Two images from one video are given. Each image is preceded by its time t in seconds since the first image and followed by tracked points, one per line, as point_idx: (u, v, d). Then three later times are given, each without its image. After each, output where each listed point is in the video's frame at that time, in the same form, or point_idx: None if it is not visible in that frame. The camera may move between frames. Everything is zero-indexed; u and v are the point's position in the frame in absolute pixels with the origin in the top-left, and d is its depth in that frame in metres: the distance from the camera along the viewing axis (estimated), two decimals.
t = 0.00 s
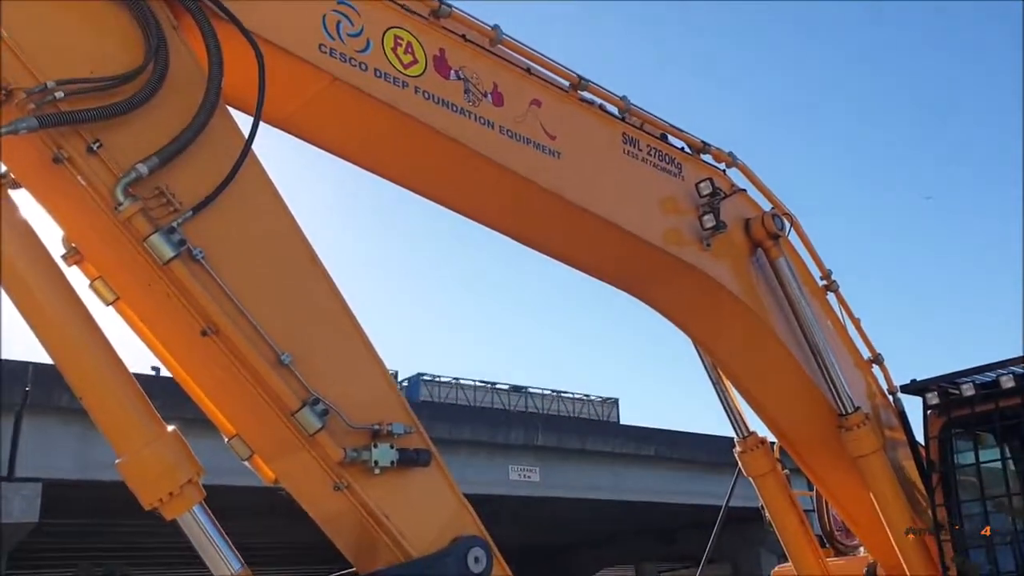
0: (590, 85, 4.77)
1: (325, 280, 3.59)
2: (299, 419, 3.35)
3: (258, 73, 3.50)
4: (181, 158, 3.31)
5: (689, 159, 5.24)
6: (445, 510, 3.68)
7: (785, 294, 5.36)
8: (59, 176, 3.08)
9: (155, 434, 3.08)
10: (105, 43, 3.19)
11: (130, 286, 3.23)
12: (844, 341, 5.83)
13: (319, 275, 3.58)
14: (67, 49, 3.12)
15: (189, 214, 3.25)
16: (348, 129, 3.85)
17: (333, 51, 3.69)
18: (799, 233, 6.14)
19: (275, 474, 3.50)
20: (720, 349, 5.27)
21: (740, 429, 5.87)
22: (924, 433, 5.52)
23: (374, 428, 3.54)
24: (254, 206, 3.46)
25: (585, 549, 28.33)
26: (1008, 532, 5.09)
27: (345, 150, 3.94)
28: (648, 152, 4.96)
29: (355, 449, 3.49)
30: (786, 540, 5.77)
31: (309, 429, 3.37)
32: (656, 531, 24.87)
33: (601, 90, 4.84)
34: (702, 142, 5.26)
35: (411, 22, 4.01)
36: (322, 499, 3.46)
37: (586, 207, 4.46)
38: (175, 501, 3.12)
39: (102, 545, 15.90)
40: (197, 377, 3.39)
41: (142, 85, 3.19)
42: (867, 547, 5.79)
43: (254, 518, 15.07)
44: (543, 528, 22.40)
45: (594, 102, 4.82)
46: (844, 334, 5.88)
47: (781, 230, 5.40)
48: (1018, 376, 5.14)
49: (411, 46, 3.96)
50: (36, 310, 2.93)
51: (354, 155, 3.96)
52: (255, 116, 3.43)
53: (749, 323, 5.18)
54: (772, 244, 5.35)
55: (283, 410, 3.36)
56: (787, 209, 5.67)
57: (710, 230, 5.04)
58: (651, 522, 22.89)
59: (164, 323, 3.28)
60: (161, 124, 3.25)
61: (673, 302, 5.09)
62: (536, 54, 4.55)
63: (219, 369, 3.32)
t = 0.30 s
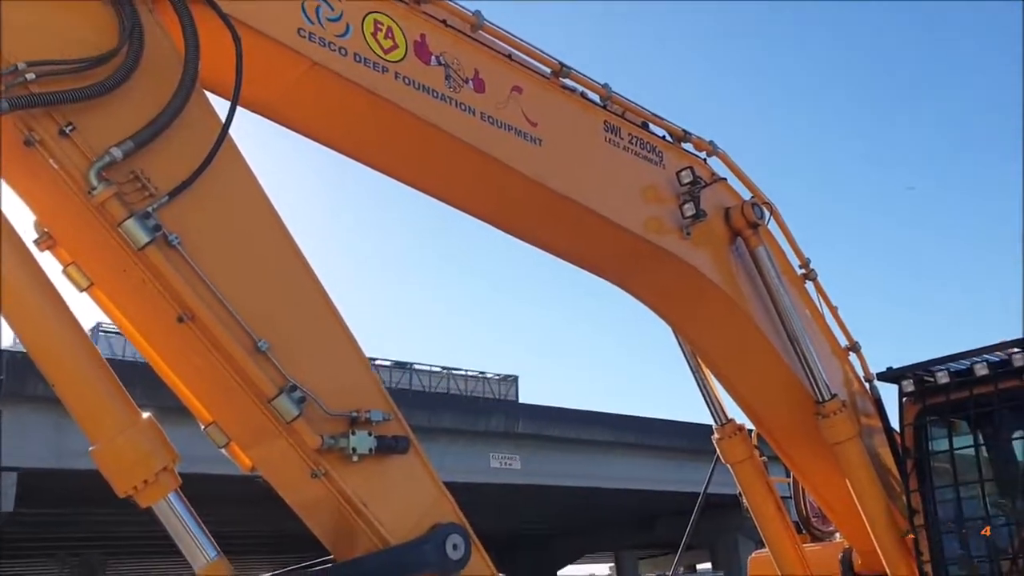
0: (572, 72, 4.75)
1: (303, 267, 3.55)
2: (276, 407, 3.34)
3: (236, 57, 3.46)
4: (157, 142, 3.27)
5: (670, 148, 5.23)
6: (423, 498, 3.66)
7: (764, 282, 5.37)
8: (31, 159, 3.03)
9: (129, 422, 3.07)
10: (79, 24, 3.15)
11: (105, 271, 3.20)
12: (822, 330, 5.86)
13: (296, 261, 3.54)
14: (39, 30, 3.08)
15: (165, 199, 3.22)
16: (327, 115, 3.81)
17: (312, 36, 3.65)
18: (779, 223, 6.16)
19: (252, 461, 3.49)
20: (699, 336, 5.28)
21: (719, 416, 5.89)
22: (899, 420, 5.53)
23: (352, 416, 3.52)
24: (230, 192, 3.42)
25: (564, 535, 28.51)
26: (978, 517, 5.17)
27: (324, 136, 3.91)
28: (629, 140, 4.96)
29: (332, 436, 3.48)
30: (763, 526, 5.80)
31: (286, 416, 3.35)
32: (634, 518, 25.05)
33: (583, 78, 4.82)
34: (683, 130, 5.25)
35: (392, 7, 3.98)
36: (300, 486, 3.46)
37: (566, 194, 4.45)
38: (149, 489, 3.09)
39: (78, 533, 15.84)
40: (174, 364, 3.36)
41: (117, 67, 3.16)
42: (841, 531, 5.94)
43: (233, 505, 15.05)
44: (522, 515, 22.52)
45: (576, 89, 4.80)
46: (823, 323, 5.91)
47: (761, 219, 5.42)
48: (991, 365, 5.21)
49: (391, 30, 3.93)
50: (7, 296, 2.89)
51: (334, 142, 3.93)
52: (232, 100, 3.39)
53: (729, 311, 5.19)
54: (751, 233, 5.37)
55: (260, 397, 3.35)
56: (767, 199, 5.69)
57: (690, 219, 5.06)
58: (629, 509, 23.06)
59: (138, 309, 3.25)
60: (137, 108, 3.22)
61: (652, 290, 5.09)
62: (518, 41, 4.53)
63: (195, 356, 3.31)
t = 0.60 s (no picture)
0: (549, 58, 4.72)
1: (277, 251, 3.52)
2: (250, 393, 3.31)
3: (208, 39, 3.41)
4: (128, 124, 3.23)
5: (648, 136, 5.23)
6: (399, 485, 3.65)
7: (739, 270, 5.40)
8: None
9: (99, 407, 3.03)
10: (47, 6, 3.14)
11: (74, 255, 3.16)
12: (797, 318, 5.90)
13: (270, 246, 3.51)
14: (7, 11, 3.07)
15: (136, 182, 3.19)
16: (302, 99, 3.78)
17: (286, 19, 3.60)
18: (755, 211, 6.18)
19: (226, 447, 3.47)
20: (675, 322, 5.29)
21: (694, 403, 5.92)
22: (873, 407, 5.60)
23: (327, 402, 3.50)
24: (202, 176, 3.38)
25: (541, 522, 28.62)
26: (949, 503, 5.23)
27: (299, 120, 3.87)
28: (607, 127, 4.94)
29: (307, 422, 3.45)
30: (738, 513, 5.85)
31: (259, 402, 3.32)
32: (610, 506, 25.18)
33: (560, 64, 4.80)
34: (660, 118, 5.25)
35: None
36: (274, 473, 3.44)
37: (544, 180, 4.43)
38: (121, 475, 3.06)
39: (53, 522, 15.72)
40: (146, 348, 3.33)
41: (85, 47, 3.13)
42: (814, 517, 6.01)
43: (209, 493, 15.00)
44: (499, 503, 22.59)
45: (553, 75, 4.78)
46: (797, 311, 5.95)
47: (736, 207, 5.44)
48: (963, 352, 5.27)
49: (367, 13, 3.90)
50: None
51: (309, 126, 3.89)
52: (204, 83, 3.34)
53: (705, 297, 5.19)
54: (728, 221, 5.40)
55: (233, 382, 3.32)
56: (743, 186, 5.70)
57: (668, 207, 5.05)
58: (606, 496, 23.19)
59: (107, 293, 3.21)
60: (106, 89, 3.19)
61: (629, 278, 5.09)
62: (495, 25, 4.50)
63: (167, 340, 3.28)
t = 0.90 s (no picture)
0: (528, 42, 4.69)
1: (252, 235, 3.49)
2: (224, 378, 3.29)
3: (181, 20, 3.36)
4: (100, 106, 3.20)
5: (627, 122, 5.22)
6: (376, 470, 3.63)
7: (717, 257, 5.41)
8: None
9: (70, 392, 3.00)
10: None
11: (44, 239, 3.10)
12: (775, 305, 5.92)
13: (244, 230, 3.47)
14: None
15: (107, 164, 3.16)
16: (279, 82, 3.74)
17: None
18: (733, 198, 6.19)
19: (201, 433, 3.44)
20: (652, 309, 5.30)
21: (671, 389, 5.94)
22: (849, 394, 5.63)
23: (303, 388, 3.47)
24: (174, 160, 3.34)
25: (520, 509, 28.72)
26: (923, 489, 5.26)
27: (278, 104, 3.84)
28: (586, 113, 4.92)
29: (282, 408, 3.42)
30: (715, 500, 5.87)
31: (235, 387, 3.30)
32: (588, 492, 25.31)
33: (539, 48, 4.77)
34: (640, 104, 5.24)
35: None
36: (249, 460, 3.41)
37: (524, 166, 4.42)
38: (93, 461, 3.03)
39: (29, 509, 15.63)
40: (118, 333, 3.29)
41: (54, 26, 3.11)
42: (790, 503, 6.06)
43: (186, 480, 14.95)
44: (478, 489, 22.65)
45: (533, 60, 4.75)
46: (775, 299, 5.97)
47: (715, 194, 5.45)
48: (938, 339, 5.35)
49: None
50: None
51: (288, 110, 3.86)
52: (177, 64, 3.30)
53: (683, 284, 5.20)
54: (706, 208, 5.40)
55: (207, 367, 3.30)
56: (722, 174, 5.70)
57: (647, 193, 5.05)
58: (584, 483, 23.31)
59: (78, 277, 3.17)
60: (77, 70, 3.15)
61: (608, 264, 5.09)
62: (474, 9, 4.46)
63: (140, 326, 3.24)
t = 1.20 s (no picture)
0: (505, 24, 4.66)
1: (225, 216, 3.46)
2: (198, 361, 3.27)
3: None
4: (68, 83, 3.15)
5: (606, 106, 5.20)
6: (351, 454, 3.62)
7: (694, 242, 5.42)
8: None
9: (40, 374, 2.96)
10: None
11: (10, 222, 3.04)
12: (751, 290, 5.95)
13: (217, 210, 3.45)
14: None
15: (77, 143, 3.12)
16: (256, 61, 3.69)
17: None
18: (711, 183, 6.19)
19: (173, 417, 3.41)
20: (629, 293, 5.31)
21: (648, 374, 5.96)
22: (823, 378, 5.68)
23: (277, 370, 3.45)
24: (146, 139, 3.30)
25: (498, 494, 28.82)
26: (896, 473, 5.32)
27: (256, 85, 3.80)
28: (564, 96, 4.90)
29: (256, 391, 3.40)
30: (691, 484, 5.90)
31: (207, 369, 3.28)
32: (566, 477, 25.44)
33: (517, 30, 4.74)
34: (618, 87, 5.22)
35: None
36: (223, 444, 3.39)
37: (502, 149, 4.40)
38: (64, 444, 3.00)
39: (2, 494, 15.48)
40: (89, 316, 3.25)
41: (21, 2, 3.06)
42: (765, 487, 6.11)
43: (163, 466, 14.88)
44: (457, 474, 22.70)
45: (510, 42, 4.72)
46: (751, 283, 6.00)
47: (693, 178, 5.45)
48: (913, 324, 5.39)
49: None
50: None
51: (265, 91, 3.82)
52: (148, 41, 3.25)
53: (660, 269, 5.21)
54: (685, 192, 5.39)
55: (180, 348, 3.28)
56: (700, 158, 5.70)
57: (625, 177, 5.04)
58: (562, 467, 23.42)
59: (46, 258, 3.13)
60: (44, 48, 3.11)
61: (585, 248, 5.08)
62: None
63: (111, 307, 3.21)
